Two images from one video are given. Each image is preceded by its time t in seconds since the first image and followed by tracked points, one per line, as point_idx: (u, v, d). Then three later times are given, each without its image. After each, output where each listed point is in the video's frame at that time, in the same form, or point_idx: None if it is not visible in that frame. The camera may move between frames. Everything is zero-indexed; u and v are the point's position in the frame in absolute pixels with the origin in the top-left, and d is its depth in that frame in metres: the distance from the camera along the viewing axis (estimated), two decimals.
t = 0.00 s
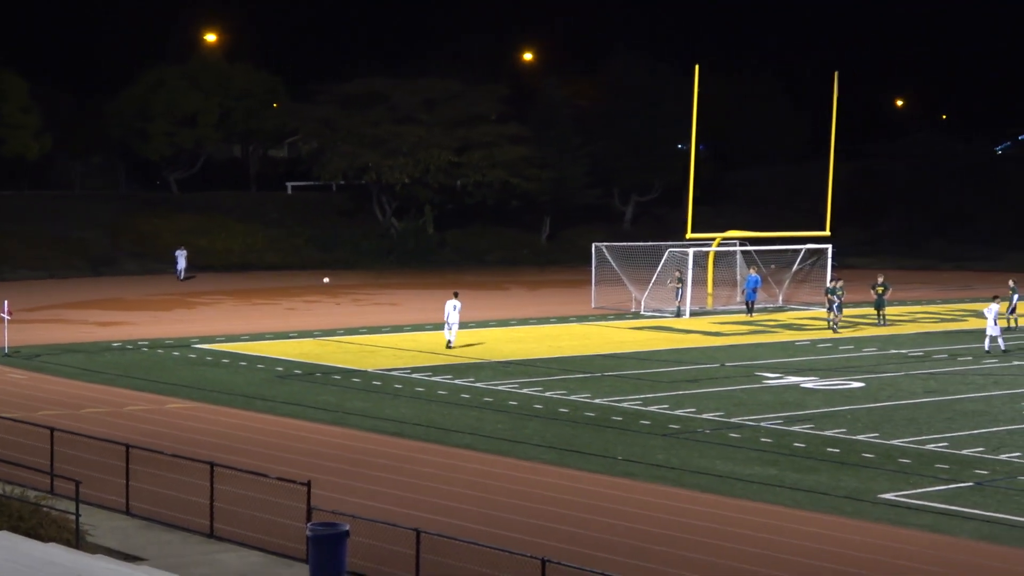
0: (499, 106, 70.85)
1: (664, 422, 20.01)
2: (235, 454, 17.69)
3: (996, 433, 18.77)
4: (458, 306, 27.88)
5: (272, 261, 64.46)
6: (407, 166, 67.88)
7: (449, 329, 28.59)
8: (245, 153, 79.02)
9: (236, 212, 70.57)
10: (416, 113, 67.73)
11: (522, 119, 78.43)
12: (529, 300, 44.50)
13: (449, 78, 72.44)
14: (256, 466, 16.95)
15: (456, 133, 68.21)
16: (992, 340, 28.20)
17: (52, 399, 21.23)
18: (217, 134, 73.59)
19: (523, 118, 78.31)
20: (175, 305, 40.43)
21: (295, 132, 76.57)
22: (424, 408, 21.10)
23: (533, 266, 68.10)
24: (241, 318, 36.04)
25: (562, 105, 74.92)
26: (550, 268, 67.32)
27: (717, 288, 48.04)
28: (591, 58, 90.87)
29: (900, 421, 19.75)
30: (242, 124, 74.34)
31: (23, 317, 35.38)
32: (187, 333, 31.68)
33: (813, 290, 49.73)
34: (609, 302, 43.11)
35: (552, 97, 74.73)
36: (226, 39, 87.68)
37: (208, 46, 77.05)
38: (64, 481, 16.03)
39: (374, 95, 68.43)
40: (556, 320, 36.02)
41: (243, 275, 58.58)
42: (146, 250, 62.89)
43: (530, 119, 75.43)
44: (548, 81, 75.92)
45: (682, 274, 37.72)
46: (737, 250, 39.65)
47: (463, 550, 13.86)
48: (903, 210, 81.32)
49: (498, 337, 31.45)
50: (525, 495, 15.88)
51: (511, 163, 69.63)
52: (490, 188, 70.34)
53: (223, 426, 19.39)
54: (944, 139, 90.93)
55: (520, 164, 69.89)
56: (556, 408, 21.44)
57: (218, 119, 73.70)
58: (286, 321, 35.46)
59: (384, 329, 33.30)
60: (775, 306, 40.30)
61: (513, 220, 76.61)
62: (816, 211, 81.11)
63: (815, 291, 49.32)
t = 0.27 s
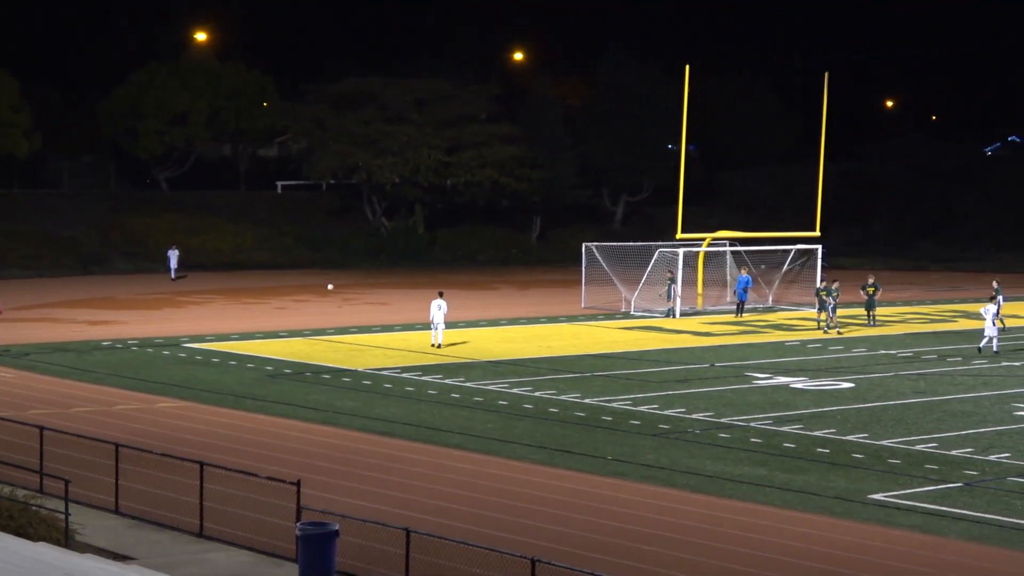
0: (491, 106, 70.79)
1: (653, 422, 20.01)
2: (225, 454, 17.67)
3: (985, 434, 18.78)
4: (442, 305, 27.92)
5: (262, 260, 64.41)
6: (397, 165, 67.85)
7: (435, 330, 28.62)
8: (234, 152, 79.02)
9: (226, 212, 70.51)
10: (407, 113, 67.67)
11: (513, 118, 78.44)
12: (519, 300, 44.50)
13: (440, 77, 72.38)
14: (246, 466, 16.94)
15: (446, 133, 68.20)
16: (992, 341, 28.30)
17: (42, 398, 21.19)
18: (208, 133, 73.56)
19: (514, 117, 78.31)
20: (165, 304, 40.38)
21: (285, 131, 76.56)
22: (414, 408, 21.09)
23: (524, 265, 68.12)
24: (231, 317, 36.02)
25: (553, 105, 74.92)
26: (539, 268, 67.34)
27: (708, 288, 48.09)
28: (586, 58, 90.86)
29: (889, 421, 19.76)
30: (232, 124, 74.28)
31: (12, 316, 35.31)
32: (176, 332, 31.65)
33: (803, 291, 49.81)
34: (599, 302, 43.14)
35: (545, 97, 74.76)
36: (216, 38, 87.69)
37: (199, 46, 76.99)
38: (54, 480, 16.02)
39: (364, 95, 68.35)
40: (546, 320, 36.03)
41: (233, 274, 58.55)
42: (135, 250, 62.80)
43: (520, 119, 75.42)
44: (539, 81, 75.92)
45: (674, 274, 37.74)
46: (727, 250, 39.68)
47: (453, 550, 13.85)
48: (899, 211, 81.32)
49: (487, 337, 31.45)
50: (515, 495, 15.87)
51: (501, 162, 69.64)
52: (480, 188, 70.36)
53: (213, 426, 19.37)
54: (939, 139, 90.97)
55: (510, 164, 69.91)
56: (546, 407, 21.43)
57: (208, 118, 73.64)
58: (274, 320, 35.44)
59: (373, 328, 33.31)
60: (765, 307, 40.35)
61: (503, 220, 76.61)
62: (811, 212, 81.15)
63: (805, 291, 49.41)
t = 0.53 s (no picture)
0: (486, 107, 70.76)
1: (647, 422, 20.06)
2: (221, 453, 17.72)
3: (977, 434, 18.83)
4: (435, 303, 28.02)
5: (257, 260, 64.40)
6: (392, 166, 67.86)
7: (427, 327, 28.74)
8: (229, 152, 79.07)
9: (221, 212, 70.50)
10: (402, 114, 67.65)
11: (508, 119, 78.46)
12: (513, 300, 44.55)
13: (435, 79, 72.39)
14: (241, 465, 16.99)
15: (440, 135, 68.26)
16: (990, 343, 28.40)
17: (38, 397, 21.24)
18: (204, 134, 73.58)
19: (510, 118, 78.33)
20: (161, 304, 40.41)
21: (280, 132, 76.57)
22: (409, 408, 21.13)
23: (518, 266, 68.16)
24: (227, 316, 36.07)
25: (547, 106, 74.98)
26: (534, 268, 67.35)
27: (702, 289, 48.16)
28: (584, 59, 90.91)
29: (882, 422, 19.81)
30: (227, 124, 74.30)
31: (8, 315, 35.38)
32: (171, 331, 31.70)
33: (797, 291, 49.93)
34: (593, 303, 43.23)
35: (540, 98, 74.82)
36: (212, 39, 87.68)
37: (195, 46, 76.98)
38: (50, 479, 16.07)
39: (358, 95, 68.33)
40: (540, 320, 36.09)
41: (228, 274, 58.58)
42: (131, 249, 62.77)
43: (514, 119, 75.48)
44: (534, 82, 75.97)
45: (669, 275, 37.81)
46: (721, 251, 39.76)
47: (448, 550, 13.90)
48: (896, 212, 81.38)
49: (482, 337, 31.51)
50: (510, 495, 15.92)
51: (495, 163, 69.69)
52: (475, 188, 70.43)
53: (209, 425, 19.41)
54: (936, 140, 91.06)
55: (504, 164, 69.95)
56: (540, 407, 21.48)
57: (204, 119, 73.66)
58: (269, 319, 35.49)
59: (368, 328, 33.36)
60: (760, 308, 40.44)
61: (497, 220, 76.65)
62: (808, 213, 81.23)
63: (798, 292, 49.53)
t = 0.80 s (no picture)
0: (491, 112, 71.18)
1: (648, 420, 20.40)
2: (231, 450, 18.09)
3: (971, 432, 19.15)
4: (439, 302, 28.48)
5: (266, 261, 64.80)
6: (398, 169, 68.26)
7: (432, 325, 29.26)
8: (238, 156, 79.60)
9: (229, 215, 70.90)
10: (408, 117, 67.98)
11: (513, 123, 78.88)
12: (517, 300, 44.91)
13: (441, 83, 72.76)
14: (251, 461, 17.36)
15: (446, 138, 68.67)
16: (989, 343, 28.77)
17: (51, 395, 21.63)
18: (213, 137, 74.00)
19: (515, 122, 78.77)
20: (171, 304, 40.83)
21: (289, 136, 77.03)
22: (415, 406, 21.49)
23: (523, 267, 68.54)
24: (236, 317, 36.48)
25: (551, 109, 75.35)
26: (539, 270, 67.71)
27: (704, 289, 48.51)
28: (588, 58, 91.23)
29: (879, 419, 20.15)
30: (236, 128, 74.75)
31: (20, 315, 35.81)
32: (180, 331, 32.11)
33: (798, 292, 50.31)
34: (596, 303, 43.63)
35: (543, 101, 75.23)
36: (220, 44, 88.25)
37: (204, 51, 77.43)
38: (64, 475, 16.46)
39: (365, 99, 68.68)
40: (542, 320, 36.41)
41: (237, 275, 58.95)
42: (142, 251, 63.17)
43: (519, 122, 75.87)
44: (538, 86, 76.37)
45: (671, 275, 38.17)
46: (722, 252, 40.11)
47: (453, 544, 14.26)
48: (899, 211, 81.61)
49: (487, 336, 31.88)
50: (514, 491, 16.28)
51: (501, 167, 70.07)
52: (480, 191, 70.81)
53: (218, 423, 19.79)
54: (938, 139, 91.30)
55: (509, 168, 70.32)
56: (544, 405, 21.83)
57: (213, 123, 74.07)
58: (277, 320, 35.90)
59: (374, 328, 33.75)
60: (760, 308, 40.81)
61: (501, 222, 77.03)
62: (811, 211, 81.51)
63: (799, 292, 49.91)
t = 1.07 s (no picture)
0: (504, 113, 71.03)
1: (661, 420, 20.44)
2: (243, 451, 18.12)
3: (985, 432, 19.15)
4: (453, 301, 28.71)
5: (280, 262, 64.94)
6: (411, 170, 68.15)
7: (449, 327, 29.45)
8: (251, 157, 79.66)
9: (244, 216, 71.07)
10: (421, 119, 67.88)
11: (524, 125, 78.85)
12: (529, 301, 44.95)
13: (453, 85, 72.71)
14: (263, 462, 17.40)
15: (458, 140, 68.66)
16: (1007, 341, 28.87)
17: (65, 396, 21.69)
18: (226, 139, 74.03)
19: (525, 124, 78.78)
20: (185, 305, 40.95)
21: (302, 137, 77.18)
22: (428, 406, 21.52)
23: (535, 268, 68.50)
24: (250, 318, 36.59)
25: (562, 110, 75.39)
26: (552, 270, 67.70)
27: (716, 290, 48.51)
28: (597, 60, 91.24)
29: (892, 420, 20.14)
30: (250, 130, 74.91)
31: (35, 316, 35.89)
32: (195, 333, 32.18)
33: (810, 292, 50.32)
34: (608, 303, 43.66)
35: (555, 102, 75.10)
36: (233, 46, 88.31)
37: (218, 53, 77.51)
38: (78, 477, 16.49)
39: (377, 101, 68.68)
40: (558, 321, 36.59)
41: (251, 277, 58.97)
42: (157, 252, 63.36)
43: (531, 123, 75.98)
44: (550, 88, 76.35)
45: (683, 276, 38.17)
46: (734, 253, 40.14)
47: (467, 545, 14.28)
48: (908, 212, 81.52)
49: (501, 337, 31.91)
50: (526, 491, 16.29)
51: (513, 167, 70.13)
52: (492, 192, 70.85)
53: (232, 424, 19.82)
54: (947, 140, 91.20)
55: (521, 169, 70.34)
56: (557, 406, 21.85)
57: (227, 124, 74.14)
58: (291, 321, 35.94)
59: (388, 329, 33.79)
60: (773, 308, 40.79)
61: (514, 223, 77.04)
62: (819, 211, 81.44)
63: (810, 292, 49.90)
